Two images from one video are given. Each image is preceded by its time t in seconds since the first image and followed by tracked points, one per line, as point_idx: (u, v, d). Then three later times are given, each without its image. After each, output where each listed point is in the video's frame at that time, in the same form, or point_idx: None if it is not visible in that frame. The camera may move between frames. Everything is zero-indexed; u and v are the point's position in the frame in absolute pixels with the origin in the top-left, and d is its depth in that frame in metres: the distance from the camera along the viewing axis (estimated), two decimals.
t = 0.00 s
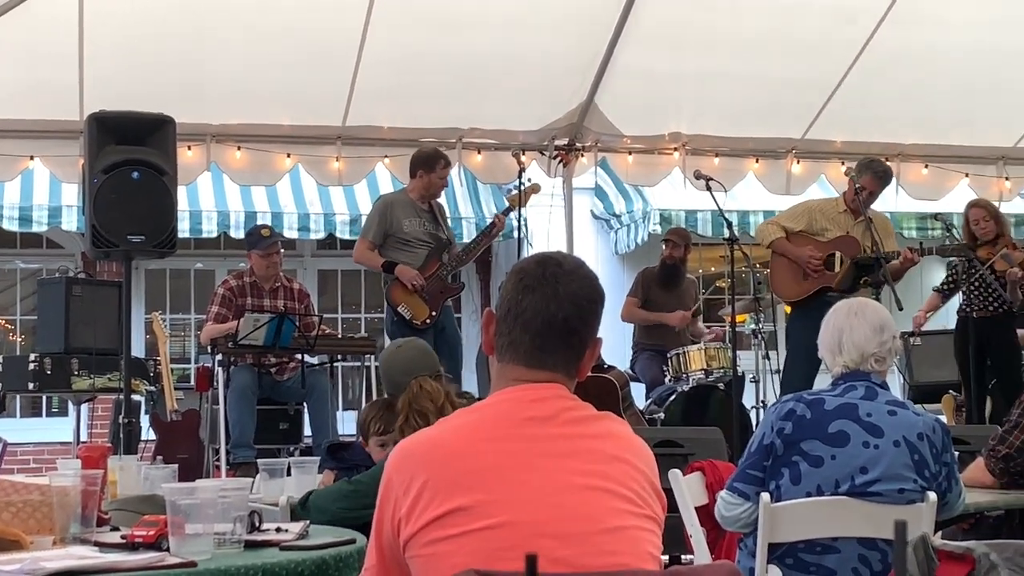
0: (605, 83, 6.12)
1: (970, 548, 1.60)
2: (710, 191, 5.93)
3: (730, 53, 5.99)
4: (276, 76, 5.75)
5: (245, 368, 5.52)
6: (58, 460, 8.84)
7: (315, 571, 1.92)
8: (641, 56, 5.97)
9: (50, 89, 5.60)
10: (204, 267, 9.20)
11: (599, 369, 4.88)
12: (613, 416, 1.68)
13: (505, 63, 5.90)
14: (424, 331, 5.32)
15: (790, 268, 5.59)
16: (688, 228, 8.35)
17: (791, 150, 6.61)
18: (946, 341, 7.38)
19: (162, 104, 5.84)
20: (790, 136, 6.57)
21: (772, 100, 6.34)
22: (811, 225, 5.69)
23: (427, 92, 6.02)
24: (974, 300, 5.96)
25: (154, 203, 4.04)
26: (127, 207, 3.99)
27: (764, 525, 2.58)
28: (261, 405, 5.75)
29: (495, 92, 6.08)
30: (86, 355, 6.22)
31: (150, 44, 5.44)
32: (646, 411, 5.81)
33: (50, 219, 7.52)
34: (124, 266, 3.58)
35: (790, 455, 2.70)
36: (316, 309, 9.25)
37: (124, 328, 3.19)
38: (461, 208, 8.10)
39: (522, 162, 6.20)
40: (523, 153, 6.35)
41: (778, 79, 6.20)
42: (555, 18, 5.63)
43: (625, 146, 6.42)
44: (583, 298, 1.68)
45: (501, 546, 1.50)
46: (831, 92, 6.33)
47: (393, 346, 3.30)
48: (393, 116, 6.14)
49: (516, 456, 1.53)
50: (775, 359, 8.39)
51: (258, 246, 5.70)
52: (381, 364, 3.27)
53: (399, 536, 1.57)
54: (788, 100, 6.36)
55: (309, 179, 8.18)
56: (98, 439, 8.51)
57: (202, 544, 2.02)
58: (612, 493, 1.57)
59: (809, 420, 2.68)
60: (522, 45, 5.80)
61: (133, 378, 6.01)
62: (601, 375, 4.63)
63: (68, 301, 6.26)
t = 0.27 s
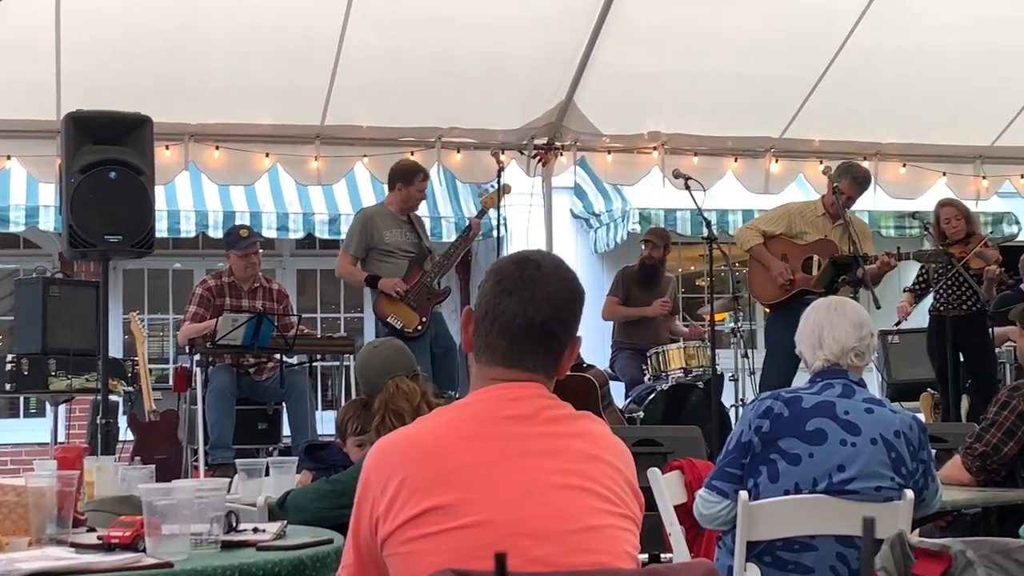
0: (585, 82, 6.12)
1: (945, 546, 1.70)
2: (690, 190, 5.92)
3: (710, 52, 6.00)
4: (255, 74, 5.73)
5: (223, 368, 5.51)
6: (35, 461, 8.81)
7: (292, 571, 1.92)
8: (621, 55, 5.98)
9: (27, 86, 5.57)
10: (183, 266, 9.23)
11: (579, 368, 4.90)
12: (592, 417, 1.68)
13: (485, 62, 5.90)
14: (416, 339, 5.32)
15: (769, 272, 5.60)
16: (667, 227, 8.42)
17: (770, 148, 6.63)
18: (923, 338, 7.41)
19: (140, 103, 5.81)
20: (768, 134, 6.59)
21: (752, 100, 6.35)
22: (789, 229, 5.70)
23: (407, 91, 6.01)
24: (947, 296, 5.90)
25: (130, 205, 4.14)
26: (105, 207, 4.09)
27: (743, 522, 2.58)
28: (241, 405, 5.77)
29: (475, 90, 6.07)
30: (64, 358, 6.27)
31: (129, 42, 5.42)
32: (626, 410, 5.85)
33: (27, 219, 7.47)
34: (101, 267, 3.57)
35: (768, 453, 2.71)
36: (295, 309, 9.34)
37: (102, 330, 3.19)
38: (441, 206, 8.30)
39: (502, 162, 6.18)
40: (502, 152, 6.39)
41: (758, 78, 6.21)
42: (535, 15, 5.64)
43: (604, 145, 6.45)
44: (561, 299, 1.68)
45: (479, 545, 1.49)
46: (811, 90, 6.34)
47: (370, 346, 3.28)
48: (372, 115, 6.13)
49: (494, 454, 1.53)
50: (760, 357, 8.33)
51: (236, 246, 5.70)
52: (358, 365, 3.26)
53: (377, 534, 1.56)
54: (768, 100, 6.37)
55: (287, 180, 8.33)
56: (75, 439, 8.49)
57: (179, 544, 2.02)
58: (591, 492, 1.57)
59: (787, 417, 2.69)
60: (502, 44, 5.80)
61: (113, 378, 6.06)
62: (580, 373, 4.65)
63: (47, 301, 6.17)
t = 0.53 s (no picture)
0: (561, 85, 6.14)
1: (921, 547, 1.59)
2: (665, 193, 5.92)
3: (687, 54, 6.02)
4: (231, 75, 5.71)
5: (199, 371, 5.50)
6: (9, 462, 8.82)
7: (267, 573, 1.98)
8: (597, 58, 6.00)
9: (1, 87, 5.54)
10: (158, 268, 9.46)
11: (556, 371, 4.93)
12: (569, 419, 1.68)
13: (463, 64, 5.90)
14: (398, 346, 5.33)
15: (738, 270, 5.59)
16: (643, 230, 8.60)
17: (745, 152, 6.65)
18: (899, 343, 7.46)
19: (115, 104, 5.78)
20: (744, 138, 6.59)
21: (727, 103, 6.38)
22: (756, 227, 5.68)
23: (385, 94, 6.00)
24: (922, 299, 5.86)
25: (104, 206, 4.14)
26: (80, 209, 4.10)
27: (718, 526, 2.59)
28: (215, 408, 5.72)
29: (452, 93, 6.07)
30: (38, 359, 6.33)
31: (104, 41, 5.40)
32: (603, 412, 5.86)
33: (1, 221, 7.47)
34: (75, 270, 3.55)
35: (743, 455, 2.72)
36: (272, 310, 9.70)
37: (76, 334, 3.24)
38: (418, 210, 8.45)
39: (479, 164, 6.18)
40: (479, 154, 6.38)
41: (734, 80, 6.25)
42: (512, 18, 5.65)
43: (580, 148, 6.44)
44: (538, 298, 1.68)
45: (456, 547, 1.50)
46: (787, 93, 6.37)
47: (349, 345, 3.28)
48: (349, 118, 6.11)
49: (470, 457, 1.53)
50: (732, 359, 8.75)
51: (212, 249, 5.70)
52: (338, 362, 3.26)
53: (353, 537, 1.57)
54: (744, 103, 6.39)
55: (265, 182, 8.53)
56: (49, 441, 8.51)
57: (153, 548, 2.00)
58: (567, 494, 1.57)
59: (762, 420, 2.70)
60: (477, 47, 5.81)
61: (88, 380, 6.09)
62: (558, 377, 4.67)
63: (21, 304, 6.35)
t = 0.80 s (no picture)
0: (537, 88, 6.16)
1: (889, 551, 1.62)
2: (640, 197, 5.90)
3: (663, 58, 6.05)
4: (206, 77, 5.69)
5: (172, 373, 5.50)
6: None
7: None
8: (573, 62, 6.03)
9: None
10: (131, 269, 9.79)
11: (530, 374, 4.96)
12: (542, 421, 1.67)
13: (439, 68, 5.90)
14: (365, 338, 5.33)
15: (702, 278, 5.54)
16: (619, 233, 8.76)
17: (721, 156, 6.71)
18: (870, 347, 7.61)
19: (89, 105, 5.76)
20: (719, 142, 6.65)
21: (702, 107, 6.42)
22: (714, 234, 5.66)
23: (361, 97, 5.99)
24: (897, 305, 5.87)
25: (77, 208, 4.12)
26: (53, 210, 4.09)
27: (691, 529, 2.60)
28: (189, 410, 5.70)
29: (428, 96, 6.07)
30: (8, 361, 6.76)
31: (77, 42, 5.38)
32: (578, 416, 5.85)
33: None
34: (49, 270, 3.55)
35: (716, 458, 2.72)
36: (245, 312, 9.91)
37: (49, 336, 3.19)
38: (393, 212, 8.54)
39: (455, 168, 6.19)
40: (454, 157, 6.39)
41: (709, 85, 6.28)
42: (488, 23, 5.65)
43: (556, 152, 6.48)
44: (507, 301, 1.66)
45: (427, 550, 1.49)
46: (762, 97, 6.40)
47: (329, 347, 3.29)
48: (324, 120, 6.10)
49: (442, 459, 1.53)
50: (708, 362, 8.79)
51: (187, 250, 5.69)
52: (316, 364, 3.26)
53: (325, 538, 1.56)
54: (719, 107, 6.43)
55: (241, 184, 8.69)
56: (22, 443, 8.54)
57: (124, 550, 2.00)
58: (540, 496, 1.57)
59: (735, 423, 2.71)
60: (453, 50, 5.80)
61: (57, 382, 6.01)
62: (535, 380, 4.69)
63: None
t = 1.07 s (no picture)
0: (514, 89, 6.18)
1: (865, 553, 1.69)
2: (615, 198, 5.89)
3: (640, 60, 6.07)
4: (182, 76, 5.68)
5: (147, 372, 5.49)
6: None
7: None
8: (550, 65, 6.04)
9: None
10: (106, 269, 9.81)
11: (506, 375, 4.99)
12: (518, 421, 1.67)
13: (416, 69, 5.90)
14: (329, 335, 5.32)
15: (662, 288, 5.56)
16: (596, 234, 8.89)
17: (697, 158, 6.76)
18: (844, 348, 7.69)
19: (64, 103, 5.74)
20: (696, 144, 6.71)
21: (677, 108, 6.46)
22: (671, 241, 5.71)
23: (339, 97, 6.00)
24: (874, 308, 5.91)
25: (52, 207, 4.12)
26: (28, 209, 4.09)
27: (666, 529, 2.60)
28: (164, 411, 5.66)
29: (405, 97, 6.08)
30: None
31: (50, 42, 5.36)
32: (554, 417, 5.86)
33: None
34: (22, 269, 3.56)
35: (691, 459, 2.73)
36: (221, 312, 9.89)
37: (23, 337, 3.20)
38: (369, 213, 8.58)
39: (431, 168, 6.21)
40: (430, 157, 6.42)
41: (685, 87, 6.31)
42: (465, 26, 5.66)
43: (533, 153, 6.53)
44: (482, 303, 1.66)
45: (398, 551, 1.49)
46: (739, 98, 6.44)
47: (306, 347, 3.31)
48: (300, 120, 6.11)
49: (415, 459, 1.53)
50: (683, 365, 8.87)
51: (162, 249, 5.67)
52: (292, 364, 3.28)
53: (298, 539, 1.56)
54: (695, 108, 6.47)
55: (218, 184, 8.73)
56: None
57: (97, 550, 2.01)
58: (513, 497, 1.56)
59: (710, 424, 2.71)
60: (432, 51, 5.80)
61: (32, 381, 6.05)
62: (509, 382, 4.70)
63: None
